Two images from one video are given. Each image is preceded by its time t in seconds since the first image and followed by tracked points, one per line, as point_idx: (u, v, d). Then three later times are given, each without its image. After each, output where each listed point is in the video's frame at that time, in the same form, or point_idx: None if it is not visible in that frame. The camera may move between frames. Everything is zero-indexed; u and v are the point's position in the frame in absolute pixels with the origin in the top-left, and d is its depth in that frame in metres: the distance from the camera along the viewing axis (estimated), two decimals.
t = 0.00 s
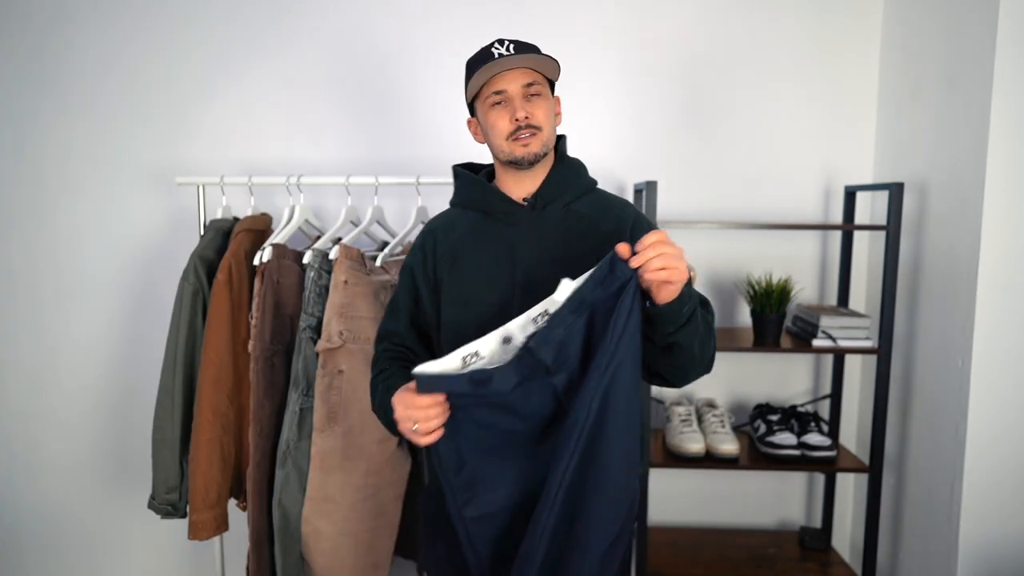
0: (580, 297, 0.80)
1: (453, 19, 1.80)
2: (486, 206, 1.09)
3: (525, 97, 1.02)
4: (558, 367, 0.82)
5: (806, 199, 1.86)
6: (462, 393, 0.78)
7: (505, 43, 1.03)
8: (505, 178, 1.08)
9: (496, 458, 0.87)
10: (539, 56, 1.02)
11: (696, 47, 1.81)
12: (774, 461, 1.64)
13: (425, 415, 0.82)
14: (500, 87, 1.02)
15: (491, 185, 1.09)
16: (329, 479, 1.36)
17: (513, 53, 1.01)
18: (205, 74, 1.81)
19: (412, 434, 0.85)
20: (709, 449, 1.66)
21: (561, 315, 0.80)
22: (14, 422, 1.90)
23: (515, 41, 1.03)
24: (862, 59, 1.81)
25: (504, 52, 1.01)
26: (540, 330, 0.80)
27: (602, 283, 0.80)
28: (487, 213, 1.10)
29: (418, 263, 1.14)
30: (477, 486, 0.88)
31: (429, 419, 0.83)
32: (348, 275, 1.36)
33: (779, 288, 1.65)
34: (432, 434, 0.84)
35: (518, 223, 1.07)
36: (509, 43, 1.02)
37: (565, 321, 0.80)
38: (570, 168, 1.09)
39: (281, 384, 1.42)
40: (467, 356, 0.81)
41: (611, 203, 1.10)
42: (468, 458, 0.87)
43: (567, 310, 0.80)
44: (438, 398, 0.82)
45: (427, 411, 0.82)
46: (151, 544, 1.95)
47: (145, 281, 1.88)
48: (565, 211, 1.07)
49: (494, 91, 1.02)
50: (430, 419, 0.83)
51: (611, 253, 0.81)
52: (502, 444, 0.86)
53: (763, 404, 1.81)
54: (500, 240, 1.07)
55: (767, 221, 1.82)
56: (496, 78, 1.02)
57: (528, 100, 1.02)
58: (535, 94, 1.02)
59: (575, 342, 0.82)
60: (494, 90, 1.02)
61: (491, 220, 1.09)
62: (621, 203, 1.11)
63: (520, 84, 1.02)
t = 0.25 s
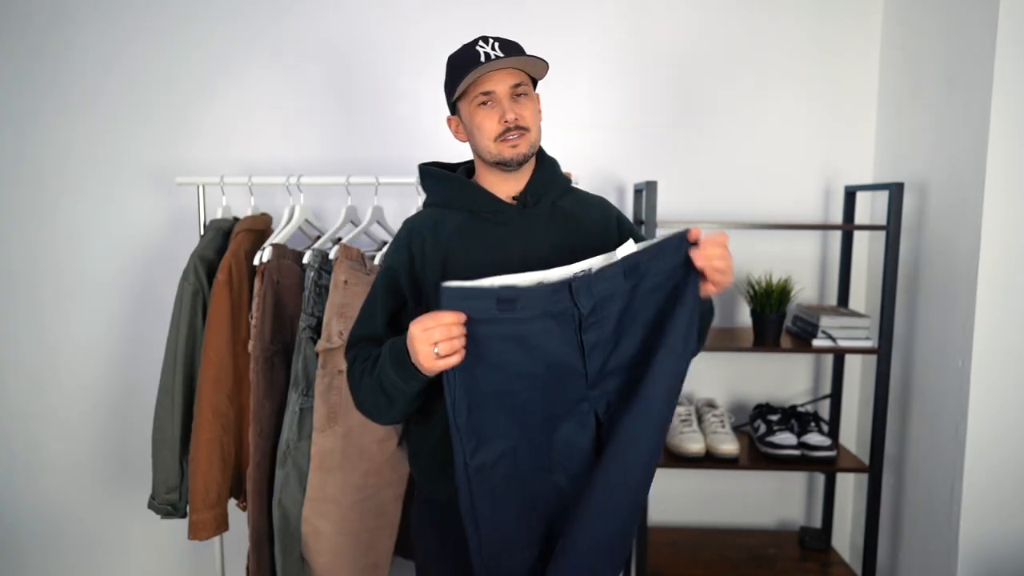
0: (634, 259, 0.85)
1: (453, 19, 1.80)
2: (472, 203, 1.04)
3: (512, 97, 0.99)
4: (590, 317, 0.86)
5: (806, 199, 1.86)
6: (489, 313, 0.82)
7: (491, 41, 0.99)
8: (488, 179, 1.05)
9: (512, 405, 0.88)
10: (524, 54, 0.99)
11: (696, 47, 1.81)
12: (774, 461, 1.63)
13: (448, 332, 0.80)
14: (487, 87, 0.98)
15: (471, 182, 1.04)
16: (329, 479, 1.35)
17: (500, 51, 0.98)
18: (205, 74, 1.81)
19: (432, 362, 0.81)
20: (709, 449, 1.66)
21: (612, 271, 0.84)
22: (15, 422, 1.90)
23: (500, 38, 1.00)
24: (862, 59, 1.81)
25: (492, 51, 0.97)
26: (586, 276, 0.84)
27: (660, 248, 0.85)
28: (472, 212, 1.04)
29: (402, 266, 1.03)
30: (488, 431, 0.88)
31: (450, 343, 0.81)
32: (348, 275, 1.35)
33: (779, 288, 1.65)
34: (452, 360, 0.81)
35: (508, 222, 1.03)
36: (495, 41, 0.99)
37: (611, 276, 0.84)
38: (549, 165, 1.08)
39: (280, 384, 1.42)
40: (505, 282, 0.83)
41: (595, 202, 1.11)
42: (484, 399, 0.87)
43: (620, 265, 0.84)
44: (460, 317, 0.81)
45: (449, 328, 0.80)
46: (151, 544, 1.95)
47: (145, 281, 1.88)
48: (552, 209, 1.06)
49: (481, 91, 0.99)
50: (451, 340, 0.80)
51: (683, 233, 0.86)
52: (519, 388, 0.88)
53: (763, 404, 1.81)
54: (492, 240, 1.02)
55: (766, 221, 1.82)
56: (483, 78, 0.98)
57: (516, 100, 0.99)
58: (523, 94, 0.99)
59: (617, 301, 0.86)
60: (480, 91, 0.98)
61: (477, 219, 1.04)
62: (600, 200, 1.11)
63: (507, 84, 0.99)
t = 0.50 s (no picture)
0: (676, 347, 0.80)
1: (451, 19, 1.80)
2: (461, 205, 1.02)
3: (494, 97, 0.99)
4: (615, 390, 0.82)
5: (806, 199, 1.86)
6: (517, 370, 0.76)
7: (472, 39, 0.99)
8: (471, 180, 1.05)
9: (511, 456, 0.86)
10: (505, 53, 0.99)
11: (696, 48, 1.81)
12: (774, 461, 1.63)
13: (472, 373, 0.73)
14: (470, 87, 0.98)
15: (452, 182, 1.03)
16: (328, 479, 1.36)
17: (481, 49, 0.97)
18: (205, 74, 1.81)
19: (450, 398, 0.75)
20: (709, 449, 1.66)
21: (655, 356, 0.78)
22: (15, 422, 1.90)
23: (481, 36, 0.99)
24: (862, 59, 1.81)
25: (473, 49, 0.97)
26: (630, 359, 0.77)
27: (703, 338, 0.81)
28: (460, 214, 1.03)
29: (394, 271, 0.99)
30: (484, 484, 0.85)
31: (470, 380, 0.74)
32: (348, 275, 1.36)
33: (779, 288, 1.65)
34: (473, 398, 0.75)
35: (497, 224, 1.02)
36: (475, 39, 0.98)
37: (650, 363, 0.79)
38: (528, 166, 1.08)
39: (280, 384, 1.42)
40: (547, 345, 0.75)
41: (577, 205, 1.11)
42: (487, 451, 0.84)
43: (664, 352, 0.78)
44: (486, 358, 0.74)
45: (474, 370, 0.74)
46: (151, 544, 1.95)
47: (146, 281, 1.88)
48: (539, 210, 1.05)
49: (463, 91, 0.99)
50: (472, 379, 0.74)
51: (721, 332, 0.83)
52: (519, 440, 0.86)
53: (763, 404, 1.81)
54: (482, 243, 1.01)
55: (766, 221, 1.82)
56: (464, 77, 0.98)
57: (498, 100, 0.99)
58: (505, 94, 1.00)
59: (646, 378, 0.82)
60: (463, 91, 0.98)
61: (466, 222, 1.02)
62: (580, 200, 1.11)
63: (490, 84, 0.99)
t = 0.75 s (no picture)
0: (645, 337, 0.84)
1: (451, 19, 1.80)
2: (451, 208, 1.02)
3: (484, 95, 0.99)
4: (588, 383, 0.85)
5: (806, 199, 1.86)
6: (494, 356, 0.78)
7: (463, 37, 0.99)
8: (461, 179, 1.05)
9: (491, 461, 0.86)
10: (495, 51, 0.99)
11: (695, 48, 1.81)
12: (774, 462, 1.63)
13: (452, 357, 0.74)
14: (460, 86, 0.98)
15: (445, 184, 1.02)
16: (329, 478, 1.35)
17: (471, 47, 0.97)
18: (204, 74, 1.81)
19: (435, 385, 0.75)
20: (709, 449, 1.66)
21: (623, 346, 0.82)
22: (15, 422, 1.90)
23: (471, 33, 0.99)
24: (862, 59, 1.81)
25: (463, 46, 0.97)
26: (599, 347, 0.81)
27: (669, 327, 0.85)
28: (450, 216, 1.03)
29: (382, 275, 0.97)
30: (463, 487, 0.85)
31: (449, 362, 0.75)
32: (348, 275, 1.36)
33: (778, 288, 1.65)
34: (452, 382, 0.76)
35: (488, 226, 1.02)
36: (465, 36, 0.98)
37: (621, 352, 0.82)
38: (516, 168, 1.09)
39: (281, 384, 1.42)
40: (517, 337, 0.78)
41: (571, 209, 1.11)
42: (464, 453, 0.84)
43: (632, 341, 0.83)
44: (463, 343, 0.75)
45: (453, 354, 0.74)
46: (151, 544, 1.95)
47: (146, 281, 1.88)
48: (529, 212, 1.05)
49: (452, 89, 0.98)
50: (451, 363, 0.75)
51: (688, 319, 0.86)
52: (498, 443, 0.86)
53: (763, 404, 1.81)
54: (473, 245, 1.00)
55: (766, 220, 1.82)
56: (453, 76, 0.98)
57: (488, 99, 0.99)
58: (496, 93, 1.00)
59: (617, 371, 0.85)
60: (453, 89, 0.98)
61: (456, 224, 1.02)
62: (568, 202, 1.11)
63: (480, 82, 0.99)
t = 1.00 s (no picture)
0: (615, 287, 0.82)
1: (451, 19, 1.80)
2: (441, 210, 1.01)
3: (477, 98, 0.99)
4: (559, 341, 0.82)
5: (805, 199, 1.86)
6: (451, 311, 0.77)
7: (458, 37, 0.98)
8: (450, 181, 1.04)
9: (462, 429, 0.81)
10: (490, 54, 0.99)
11: (696, 48, 1.81)
12: (774, 462, 1.63)
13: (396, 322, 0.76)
14: (453, 87, 0.98)
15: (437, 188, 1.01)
16: (329, 478, 1.35)
17: (468, 47, 0.97)
18: (204, 74, 1.81)
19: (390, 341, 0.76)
20: (709, 449, 1.66)
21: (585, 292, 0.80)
22: (15, 422, 1.90)
23: (467, 33, 0.99)
24: (862, 59, 1.81)
25: (459, 47, 0.97)
26: (561, 293, 0.80)
27: (640, 276, 0.83)
28: (439, 218, 1.01)
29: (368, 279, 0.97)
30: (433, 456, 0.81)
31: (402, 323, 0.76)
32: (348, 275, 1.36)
33: (778, 288, 1.65)
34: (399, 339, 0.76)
35: (480, 227, 1.01)
36: (461, 35, 0.98)
37: (587, 298, 0.81)
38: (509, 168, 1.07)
39: (282, 384, 1.42)
40: (475, 283, 0.78)
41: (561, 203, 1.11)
42: (431, 421, 0.80)
43: (598, 287, 0.81)
44: (420, 302, 0.76)
45: (405, 313, 0.75)
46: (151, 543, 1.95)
47: (146, 281, 1.88)
48: (521, 213, 1.05)
49: (445, 90, 0.98)
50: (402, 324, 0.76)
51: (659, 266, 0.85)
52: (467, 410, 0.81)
53: (763, 404, 1.81)
54: (464, 245, 1.00)
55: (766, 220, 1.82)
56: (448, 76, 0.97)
57: (481, 101, 0.99)
58: (489, 95, 1.00)
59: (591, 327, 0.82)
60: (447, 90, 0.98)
61: (446, 224, 1.01)
62: (559, 199, 1.11)
63: (473, 84, 0.98)
